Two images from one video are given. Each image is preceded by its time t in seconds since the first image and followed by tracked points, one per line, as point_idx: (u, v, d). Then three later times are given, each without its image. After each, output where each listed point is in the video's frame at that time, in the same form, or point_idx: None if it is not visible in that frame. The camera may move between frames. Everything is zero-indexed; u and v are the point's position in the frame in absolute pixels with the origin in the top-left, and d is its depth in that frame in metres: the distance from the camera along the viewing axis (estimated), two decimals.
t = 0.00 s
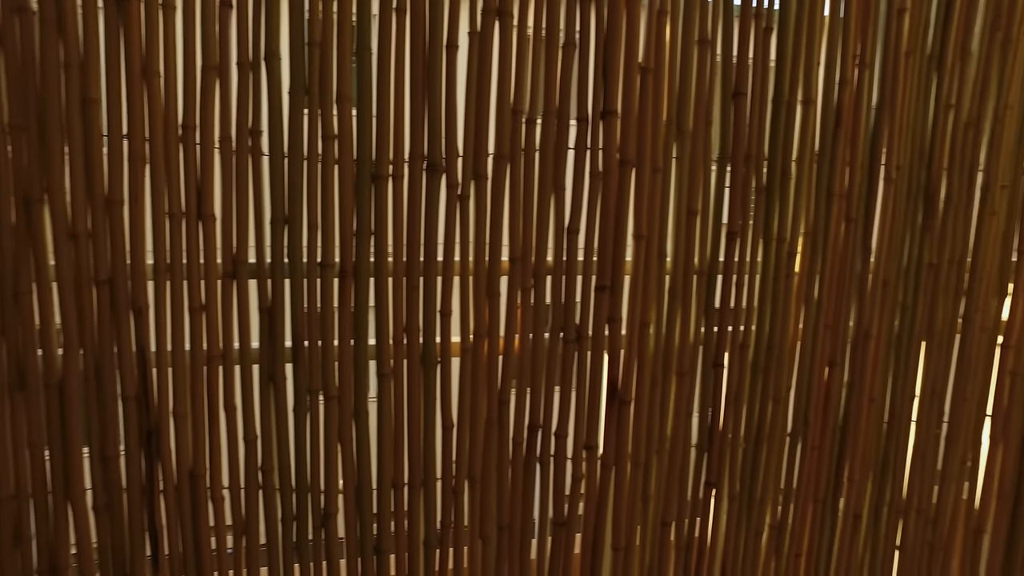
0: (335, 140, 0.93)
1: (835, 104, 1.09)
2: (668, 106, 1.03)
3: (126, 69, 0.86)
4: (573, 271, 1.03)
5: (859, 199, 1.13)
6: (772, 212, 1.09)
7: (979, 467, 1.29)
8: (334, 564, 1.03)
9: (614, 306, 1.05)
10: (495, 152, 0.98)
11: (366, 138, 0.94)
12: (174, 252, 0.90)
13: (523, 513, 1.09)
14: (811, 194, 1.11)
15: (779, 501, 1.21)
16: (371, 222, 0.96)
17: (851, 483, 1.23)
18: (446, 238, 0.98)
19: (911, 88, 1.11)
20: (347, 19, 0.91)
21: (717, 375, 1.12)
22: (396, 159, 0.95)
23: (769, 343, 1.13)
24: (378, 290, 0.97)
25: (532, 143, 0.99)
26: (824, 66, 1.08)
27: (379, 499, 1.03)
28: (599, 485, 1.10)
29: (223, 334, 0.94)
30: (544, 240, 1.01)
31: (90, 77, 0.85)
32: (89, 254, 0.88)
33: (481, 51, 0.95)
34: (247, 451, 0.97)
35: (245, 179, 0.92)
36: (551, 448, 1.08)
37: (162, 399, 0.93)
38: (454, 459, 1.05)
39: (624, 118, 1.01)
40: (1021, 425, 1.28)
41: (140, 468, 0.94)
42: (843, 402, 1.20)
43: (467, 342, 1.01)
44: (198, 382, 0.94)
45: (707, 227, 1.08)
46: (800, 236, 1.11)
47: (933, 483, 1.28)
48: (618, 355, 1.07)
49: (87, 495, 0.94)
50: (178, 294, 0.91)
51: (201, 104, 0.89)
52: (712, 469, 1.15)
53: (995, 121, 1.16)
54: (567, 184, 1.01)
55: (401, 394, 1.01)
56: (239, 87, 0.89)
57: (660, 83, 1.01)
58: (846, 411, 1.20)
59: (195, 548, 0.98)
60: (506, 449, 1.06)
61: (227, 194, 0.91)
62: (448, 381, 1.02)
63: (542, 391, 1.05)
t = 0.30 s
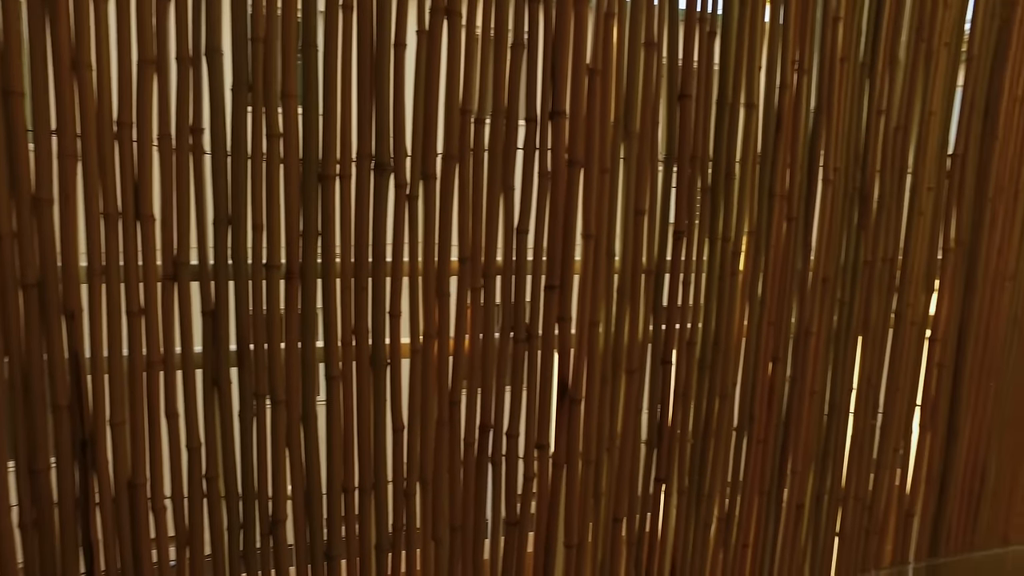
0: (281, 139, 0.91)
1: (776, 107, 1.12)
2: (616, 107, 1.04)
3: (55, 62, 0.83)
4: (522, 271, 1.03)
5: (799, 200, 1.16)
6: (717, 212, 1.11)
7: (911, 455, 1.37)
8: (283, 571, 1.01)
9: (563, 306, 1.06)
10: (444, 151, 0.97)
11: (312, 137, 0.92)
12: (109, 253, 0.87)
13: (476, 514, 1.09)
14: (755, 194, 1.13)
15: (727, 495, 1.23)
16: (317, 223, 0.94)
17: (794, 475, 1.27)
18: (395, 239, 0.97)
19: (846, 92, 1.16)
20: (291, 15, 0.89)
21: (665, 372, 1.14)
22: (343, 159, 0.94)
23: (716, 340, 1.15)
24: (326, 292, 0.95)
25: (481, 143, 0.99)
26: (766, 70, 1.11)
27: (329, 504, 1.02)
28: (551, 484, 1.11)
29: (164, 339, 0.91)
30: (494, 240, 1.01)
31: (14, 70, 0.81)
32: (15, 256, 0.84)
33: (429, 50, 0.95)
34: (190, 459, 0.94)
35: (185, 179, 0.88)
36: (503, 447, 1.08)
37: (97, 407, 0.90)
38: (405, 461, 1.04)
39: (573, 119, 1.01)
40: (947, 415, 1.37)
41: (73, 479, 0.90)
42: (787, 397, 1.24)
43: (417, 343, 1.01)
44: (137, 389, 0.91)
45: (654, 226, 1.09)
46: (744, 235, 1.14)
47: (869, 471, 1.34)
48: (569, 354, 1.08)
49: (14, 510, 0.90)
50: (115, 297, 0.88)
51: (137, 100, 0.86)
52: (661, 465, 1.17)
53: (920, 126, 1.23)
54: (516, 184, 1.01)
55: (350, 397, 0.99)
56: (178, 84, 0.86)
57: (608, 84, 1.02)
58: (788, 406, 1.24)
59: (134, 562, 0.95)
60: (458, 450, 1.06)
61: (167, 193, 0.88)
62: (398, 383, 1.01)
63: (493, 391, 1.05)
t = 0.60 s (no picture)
0: (223, 137, 0.88)
1: (720, 109, 1.15)
2: (564, 108, 1.04)
3: None
4: (472, 271, 1.03)
5: (743, 200, 1.19)
6: (664, 212, 1.13)
7: (849, 446, 1.42)
8: None
9: (513, 306, 1.06)
10: (392, 151, 0.96)
11: (257, 137, 0.90)
12: (38, 254, 0.83)
13: (429, 516, 1.08)
14: (701, 195, 1.16)
15: (676, 489, 1.25)
16: (263, 223, 0.92)
17: (741, 468, 1.30)
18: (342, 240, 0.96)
19: (786, 96, 1.19)
20: (234, 10, 0.86)
21: (615, 370, 1.15)
22: (289, 159, 0.92)
23: (664, 337, 1.17)
24: (273, 294, 0.93)
25: (430, 143, 0.98)
26: (710, 73, 1.13)
27: (277, 511, 0.99)
28: (503, 484, 1.11)
29: (99, 344, 0.88)
30: (443, 241, 1.01)
31: None
32: None
33: (377, 49, 0.94)
34: (128, 469, 0.91)
35: (121, 177, 0.85)
36: (455, 448, 1.08)
37: (26, 417, 0.86)
38: (355, 465, 1.02)
39: (522, 119, 1.02)
40: (881, 405, 1.43)
41: None
42: (733, 392, 1.27)
43: (366, 345, 0.99)
44: (70, 397, 0.87)
45: (603, 226, 1.10)
46: (691, 234, 1.16)
47: (811, 462, 1.38)
48: (519, 353, 1.08)
49: None
50: (45, 302, 0.84)
51: (67, 94, 0.82)
52: (612, 462, 1.18)
53: (854, 129, 1.27)
54: (465, 184, 1.01)
55: (298, 401, 0.97)
56: (112, 78, 0.84)
57: (556, 85, 1.03)
58: (734, 401, 1.27)
59: None
60: (409, 452, 1.05)
61: (100, 192, 0.85)
62: (347, 386, 0.99)
63: (444, 392, 1.05)
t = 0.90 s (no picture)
0: (161, 135, 0.85)
1: (666, 111, 1.17)
2: (513, 108, 1.05)
3: None
4: (421, 272, 1.02)
5: (689, 200, 1.22)
6: (613, 212, 1.15)
7: (793, 439, 1.46)
8: None
9: (463, 306, 1.06)
10: (339, 150, 0.95)
11: (198, 135, 0.87)
12: None
13: (381, 520, 1.07)
14: (648, 195, 1.18)
15: (628, 486, 1.27)
16: (205, 225, 0.89)
17: (689, 463, 1.33)
18: (289, 241, 0.94)
19: (729, 99, 1.22)
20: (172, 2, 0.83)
21: (565, 369, 1.16)
22: (232, 158, 0.89)
23: (614, 336, 1.19)
24: (216, 298, 0.90)
25: (378, 143, 0.97)
26: (656, 75, 1.15)
27: (223, 520, 0.96)
28: (456, 486, 1.11)
29: (28, 351, 0.84)
30: (392, 242, 1.00)
31: None
32: None
33: (323, 46, 0.92)
34: (60, 483, 0.87)
35: (50, 175, 0.82)
36: (406, 450, 1.07)
37: None
38: (304, 469, 1.00)
39: (470, 119, 1.01)
40: (822, 398, 1.48)
41: None
42: (681, 389, 1.29)
43: (314, 348, 0.97)
44: None
45: (552, 226, 1.11)
46: (639, 234, 1.18)
47: (757, 455, 1.42)
48: (469, 354, 1.07)
49: None
50: None
51: None
52: (563, 461, 1.19)
53: (795, 132, 1.31)
54: (414, 184, 1.00)
55: (244, 406, 0.95)
56: (39, 71, 0.80)
57: (505, 85, 1.03)
58: (683, 398, 1.29)
59: None
60: (359, 456, 1.03)
61: (26, 190, 0.81)
62: (295, 390, 0.98)
63: (394, 395, 1.04)
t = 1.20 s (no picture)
0: (95, 131, 0.82)
1: (614, 113, 1.18)
2: (462, 108, 1.04)
3: None
4: (370, 273, 1.00)
5: (637, 200, 1.23)
6: (562, 212, 1.15)
7: (739, 433, 1.50)
8: None
9: (413, 307, 1.05)
10: (284, 150, 0.93)
11: (134, 132, 0.84)
12: None
13: (331, 525, 1.05)
14: (597, 196, 1.19)
15: (580, 484, 1.28)
16: (143, 226, 0.86)
17: (640, 459, 1.34)
18: (233, 242, 0.92)
19: (675, 102, 1.25)
20: None
21: (517, 369, 1.16)
22: (172, 157, 0.86)
23: (564, 335, 1.20)
24: (155, 302, 0.88)
25: (325, 142, 0.95)
26: (604, 77, 1.16)
27: (165, 532, 0.93)
28: (407, 489, 1.10)
29: None
30: (340, 242, 0.98)
31: None
32: None
33: (267, 42, 0.90)
34: None
35: None
36: (356, 454, 1.05)
37: None
38: (252, 475, 0.98)
39: (419, 119, 1.01)
40: (766, 393, 1.52)
41: None
42: (631, 387, 1.31)
43: (261, 352, 0.95)
44: None
45: (501, 226, 1.11)
46: (588, 234, 1.19)
47: (705, 450, 1.45)
48: (420, 355, 1.07)
49: None
50: None
51: None
52: (516, 460, 1.19)
53: (739, 134, 1.34)
54: (362, 184, 0.99)
55: (187, 413, 0.92)
56: None
57: (454, 85, 1.03)
58: (633, 395, 1.31)
59: None
60: (308, 461, 1.01)
61: None
62: (241, 395, 0.95)
63: (343, 397, 1.02)
